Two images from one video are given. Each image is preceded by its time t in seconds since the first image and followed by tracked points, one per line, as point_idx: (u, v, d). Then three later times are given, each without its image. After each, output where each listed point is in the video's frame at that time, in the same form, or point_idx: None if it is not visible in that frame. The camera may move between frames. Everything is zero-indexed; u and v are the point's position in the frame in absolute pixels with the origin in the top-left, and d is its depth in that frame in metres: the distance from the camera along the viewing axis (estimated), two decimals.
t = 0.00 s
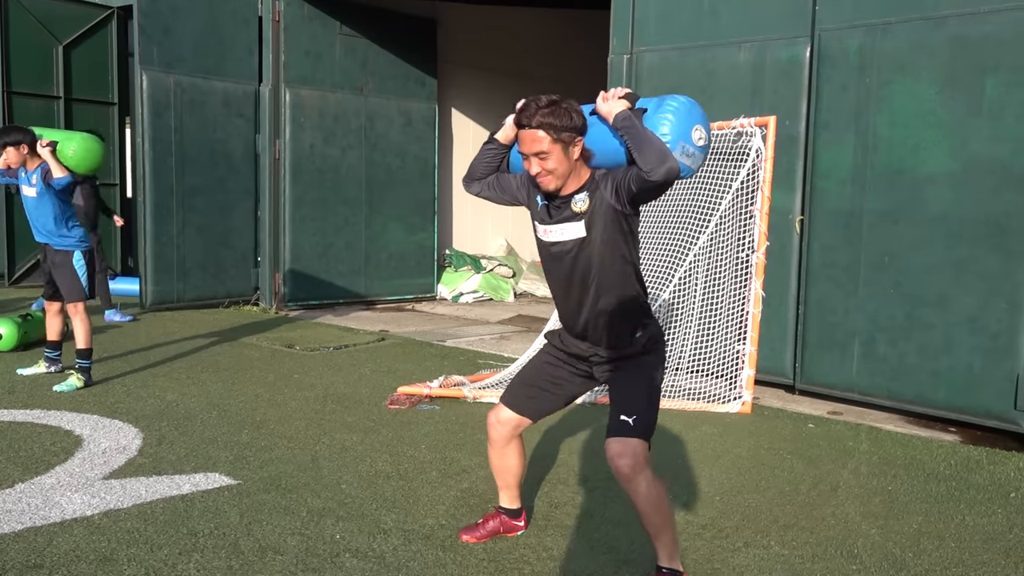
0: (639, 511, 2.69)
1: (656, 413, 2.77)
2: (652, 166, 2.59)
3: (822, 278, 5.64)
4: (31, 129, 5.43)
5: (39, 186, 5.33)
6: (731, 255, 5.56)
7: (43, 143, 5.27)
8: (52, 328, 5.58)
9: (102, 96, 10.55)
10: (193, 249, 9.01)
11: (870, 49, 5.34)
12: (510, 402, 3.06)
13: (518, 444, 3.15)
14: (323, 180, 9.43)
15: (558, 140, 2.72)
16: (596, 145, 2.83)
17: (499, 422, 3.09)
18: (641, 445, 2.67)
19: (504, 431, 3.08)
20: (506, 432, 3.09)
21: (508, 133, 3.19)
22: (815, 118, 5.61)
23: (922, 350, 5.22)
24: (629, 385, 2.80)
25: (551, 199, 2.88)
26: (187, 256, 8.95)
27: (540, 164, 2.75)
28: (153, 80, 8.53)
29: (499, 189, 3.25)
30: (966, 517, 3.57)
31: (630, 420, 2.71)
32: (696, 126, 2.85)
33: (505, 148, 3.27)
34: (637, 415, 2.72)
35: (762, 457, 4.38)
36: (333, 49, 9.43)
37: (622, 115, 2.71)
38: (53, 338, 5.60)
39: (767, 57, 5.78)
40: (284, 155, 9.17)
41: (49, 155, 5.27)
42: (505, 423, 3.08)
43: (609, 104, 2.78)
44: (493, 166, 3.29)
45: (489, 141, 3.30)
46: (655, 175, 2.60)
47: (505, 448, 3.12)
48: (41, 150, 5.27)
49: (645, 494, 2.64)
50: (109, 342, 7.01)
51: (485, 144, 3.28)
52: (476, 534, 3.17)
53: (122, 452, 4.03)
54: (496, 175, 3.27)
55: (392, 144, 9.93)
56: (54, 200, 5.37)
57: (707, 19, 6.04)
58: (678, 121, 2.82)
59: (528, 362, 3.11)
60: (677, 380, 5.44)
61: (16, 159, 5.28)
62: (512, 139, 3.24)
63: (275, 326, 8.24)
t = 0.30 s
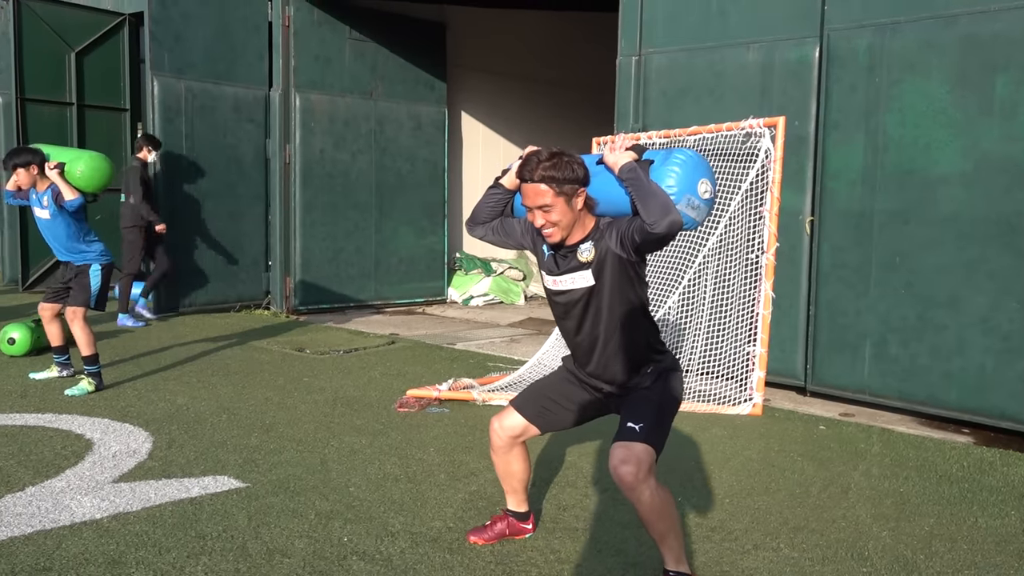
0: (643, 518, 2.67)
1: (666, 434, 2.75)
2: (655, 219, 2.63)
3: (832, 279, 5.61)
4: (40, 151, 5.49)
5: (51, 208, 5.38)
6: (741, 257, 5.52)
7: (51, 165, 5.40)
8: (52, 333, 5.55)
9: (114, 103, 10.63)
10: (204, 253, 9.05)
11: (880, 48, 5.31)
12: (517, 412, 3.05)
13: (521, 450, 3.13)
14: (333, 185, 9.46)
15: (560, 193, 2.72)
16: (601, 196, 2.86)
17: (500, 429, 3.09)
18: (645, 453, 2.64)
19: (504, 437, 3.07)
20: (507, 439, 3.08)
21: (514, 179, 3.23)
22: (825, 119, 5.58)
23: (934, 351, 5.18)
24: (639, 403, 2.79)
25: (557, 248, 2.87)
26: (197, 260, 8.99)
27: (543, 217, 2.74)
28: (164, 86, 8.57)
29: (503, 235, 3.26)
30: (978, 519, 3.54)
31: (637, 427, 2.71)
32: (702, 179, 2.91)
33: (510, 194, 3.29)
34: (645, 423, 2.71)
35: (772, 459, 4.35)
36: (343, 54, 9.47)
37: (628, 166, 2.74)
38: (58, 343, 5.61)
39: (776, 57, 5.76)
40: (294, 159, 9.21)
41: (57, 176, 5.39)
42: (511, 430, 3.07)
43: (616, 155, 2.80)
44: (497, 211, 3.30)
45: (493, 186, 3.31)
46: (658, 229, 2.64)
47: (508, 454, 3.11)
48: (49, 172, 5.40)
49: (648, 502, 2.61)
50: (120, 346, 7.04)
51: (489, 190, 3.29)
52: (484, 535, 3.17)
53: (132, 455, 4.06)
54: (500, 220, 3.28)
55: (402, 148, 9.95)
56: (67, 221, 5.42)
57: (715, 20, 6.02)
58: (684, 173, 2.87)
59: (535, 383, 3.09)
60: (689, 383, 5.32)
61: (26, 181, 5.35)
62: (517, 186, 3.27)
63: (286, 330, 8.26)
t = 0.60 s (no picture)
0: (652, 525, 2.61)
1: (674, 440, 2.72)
2: (663, 233, 2.59)
3: (844, 281, 5.57)
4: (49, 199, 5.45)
5: (64, 254, 5.39)
6: (752, 260, 5.54)
7: (61, 212, 5.38)
8: (59, 345, 5.60)
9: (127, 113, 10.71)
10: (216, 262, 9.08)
11: (889, 48, 5.27)
12: (525, 418, 3.05)
13: (527, 456, 3.12)
14: (344, 193, 9.49)
15: (568, 205, 2.70)
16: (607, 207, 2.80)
17: (506, 436, 3.08)
18: (654, 458, 2.61)
19: (510, 444, 3.06)
20: (513, 444, 3.07)
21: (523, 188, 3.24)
22: (835, 119, 5.54)
23: (948, 352, 5.14)
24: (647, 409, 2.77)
25: (565, 258, 2.85)
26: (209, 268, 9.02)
27: (551, 228, 2.74)
28: (175, 96, 8.62)
29: (511, 243, 3.26)
30: (994, 522, 3.50)
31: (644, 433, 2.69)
32: (711, 192, 2.82)
33: (518, 203, 3.29)
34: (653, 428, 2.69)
35: (784, 463, 4.32)
36: (352, 62, 9.51)
37: (636, 179, 2.71)
38: (66, 354, 5.64)
39: (785, 58, 5.73)
40: (305, 167, 9.25)
41: (67, 223, 5.36)
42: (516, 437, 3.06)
43: (625, 166, 2.78)
44: (505, 220, 3.29)
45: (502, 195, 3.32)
46: (665, 242, 2.59)
47: (514, 461, 3.10)
48: (59, 219, 5.38)
49: (656, 509, 2.55)
50: (133, 355, 7.08)
51: (497, 199, 3.29)
52: (494, 542, 3.16)
53: (143, 464, 4.07)
54: (508, 229, 3.28)
55: (412, 154, 9.96)
56: (82, 265, 5.42)
57: (723, 22, 6.00)
58: (693, 186, 2.78)
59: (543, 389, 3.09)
60: (699, 387, 5.25)
61: (39, 232, 5.33)
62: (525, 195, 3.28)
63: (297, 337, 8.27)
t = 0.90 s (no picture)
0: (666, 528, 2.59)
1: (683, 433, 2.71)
2: (675, 184, 2.58)
3: (856, 288, 5.53)
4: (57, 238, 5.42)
5: (75, 293, 5.40)
6: (762, 267, 5.50)
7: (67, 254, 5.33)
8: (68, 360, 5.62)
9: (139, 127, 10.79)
10: (228, 274, 9.12)
11: (899, 53, 5.25)
12: (535, 422, 3.03)
13: (544, 467, 3.11)
14: (354, 204, 9.52)
15: (581, 160, 2.70)
16: (620, 165, 2.82)
17: (522, 444, 3.06)
18: (667, 460, 2.61)
19: (527, 452, 3.04)
20: (531, 454, 3.05)
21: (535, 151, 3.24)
22: (845, 126, 5.52)
23: (963, 359, 5.09)
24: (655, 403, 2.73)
25: (574, 218, 2.85)
26: (221, 280, 9.06)
27: (562, 184, 2.73)
28: (187, 110, 8.67)
29: (520, 208, 3.23)
30: (1012, 532, 3.45)
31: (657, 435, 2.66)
32: (725, 151, 2.85)
33: (530, 166, 3.30)
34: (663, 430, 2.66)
35: (797, 473, 4.28)
36: (362, 74, 9.55)
37: (651, 133, 2.74)
38: (77, 368, 5.67)
39: (794, 66, 5.71)
40: (316, 179, 9.29)
41: (73, 265, 5.32)
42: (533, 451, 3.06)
43: (640, 124, 2.82)
44: (516, 183, 3.30)
45: (514, 159, 3.33)
46: (679, 193, 2.58)
47: (530, 470, 3.08)
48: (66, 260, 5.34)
49: (671, 510, 2.54)
50: (145, 368, 7.10)
51: (509, 162, 3.29)
52: (504, 555, 3.13)
53: (154, 477, 4.08)
54: (518, 192, 3.27)
55: (422, 165, 9.99)
56: (92, 303, 5.43)
57: (731, 30, 5.99)
58: (707, 144, 2.83)
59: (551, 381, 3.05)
60: (711, 395, 5.25)
61: (50, 270, 5.35)
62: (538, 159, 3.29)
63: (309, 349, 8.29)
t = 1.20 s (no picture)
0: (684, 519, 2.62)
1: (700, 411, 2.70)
2: (692, 119, 2.54)
3: (861, 286, 5.51)
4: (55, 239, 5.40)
5: (78, 293, 5.39)
6: (766, 265, 5.45)
7: (66, 257, 5.36)
8: (72, 365, 5.65)
9: (143, 132, 10.82)
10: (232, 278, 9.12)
11: (902, 50, 5.23)
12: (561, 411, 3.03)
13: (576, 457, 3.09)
14: (358, 207, 9.53)
15: (597, 103, 2.69)
16: (635, 109, 2.82)
17: (559, 433, 3.05)
18: (688, 449, 2.66)
19: (567, 442, 3.04)
20: (570, 444, 3.04)
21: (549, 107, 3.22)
22: (848, 123, 5.50)
23: (969, 355, 5.07)
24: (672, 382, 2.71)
25: (590, 166, 2.84)
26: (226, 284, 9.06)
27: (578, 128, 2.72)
28: (190, 114, 8.68)
29: (537, 164, 3.23)
30: (1020, 529, 3.44)
31: (675, 426, 2.65)
32: (737, 83, 2.89)
33: (545, 123, 3.29)
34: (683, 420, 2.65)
35: (804, 471, 4.27)
36: (364, 77, 9.56)
37: (661, 73, 2.70)
38: (82, 374, 5.68)
39: (796, 63, 5.70)
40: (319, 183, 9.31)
41: (73, 267, 5.36)
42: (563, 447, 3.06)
43: (651, 65, 2.76)
44: (532, 142, 3.30)
45: (529, 118, 3.32)
46: (696, 128, 2.54)
47: (562, 459, 3.07)
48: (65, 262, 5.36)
49: (691, 498, 2.59)
50: (151, 373, 7.11)
51: (525, 120, 3.30)
52: (518, 555, 3.13)
53: (160, 481, 4.08)
54: (535, 150, 3.28)
55: (425, 167, 9.99)
56: (94, 304, 5.41)
57: (733, 28, 5.98)
58: (718, 78, 2.86)
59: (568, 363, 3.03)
60: (716, 395, 5.26)
61: (52, 271, 5.32)
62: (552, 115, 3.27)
63: (313, 352, 8.29)
